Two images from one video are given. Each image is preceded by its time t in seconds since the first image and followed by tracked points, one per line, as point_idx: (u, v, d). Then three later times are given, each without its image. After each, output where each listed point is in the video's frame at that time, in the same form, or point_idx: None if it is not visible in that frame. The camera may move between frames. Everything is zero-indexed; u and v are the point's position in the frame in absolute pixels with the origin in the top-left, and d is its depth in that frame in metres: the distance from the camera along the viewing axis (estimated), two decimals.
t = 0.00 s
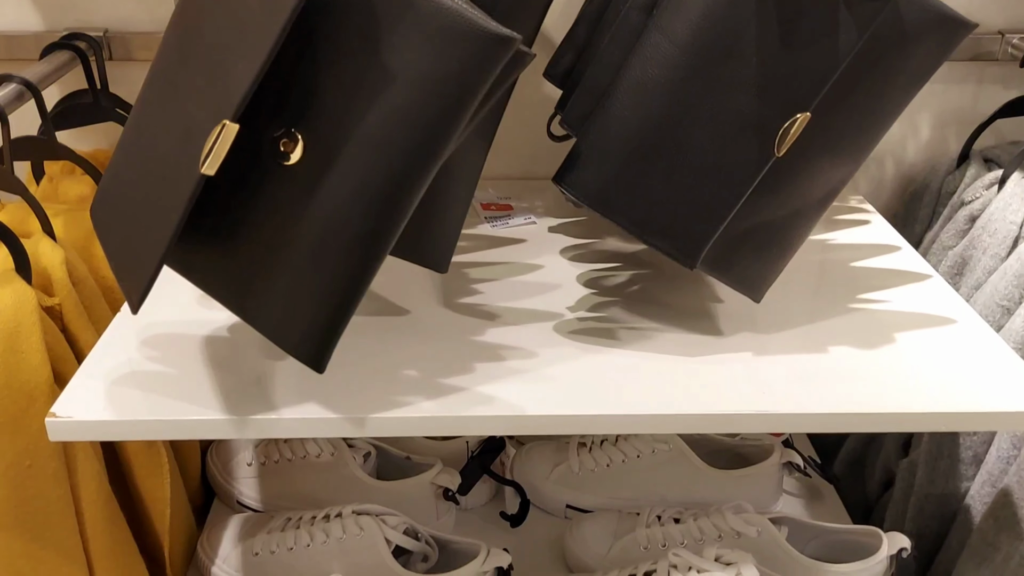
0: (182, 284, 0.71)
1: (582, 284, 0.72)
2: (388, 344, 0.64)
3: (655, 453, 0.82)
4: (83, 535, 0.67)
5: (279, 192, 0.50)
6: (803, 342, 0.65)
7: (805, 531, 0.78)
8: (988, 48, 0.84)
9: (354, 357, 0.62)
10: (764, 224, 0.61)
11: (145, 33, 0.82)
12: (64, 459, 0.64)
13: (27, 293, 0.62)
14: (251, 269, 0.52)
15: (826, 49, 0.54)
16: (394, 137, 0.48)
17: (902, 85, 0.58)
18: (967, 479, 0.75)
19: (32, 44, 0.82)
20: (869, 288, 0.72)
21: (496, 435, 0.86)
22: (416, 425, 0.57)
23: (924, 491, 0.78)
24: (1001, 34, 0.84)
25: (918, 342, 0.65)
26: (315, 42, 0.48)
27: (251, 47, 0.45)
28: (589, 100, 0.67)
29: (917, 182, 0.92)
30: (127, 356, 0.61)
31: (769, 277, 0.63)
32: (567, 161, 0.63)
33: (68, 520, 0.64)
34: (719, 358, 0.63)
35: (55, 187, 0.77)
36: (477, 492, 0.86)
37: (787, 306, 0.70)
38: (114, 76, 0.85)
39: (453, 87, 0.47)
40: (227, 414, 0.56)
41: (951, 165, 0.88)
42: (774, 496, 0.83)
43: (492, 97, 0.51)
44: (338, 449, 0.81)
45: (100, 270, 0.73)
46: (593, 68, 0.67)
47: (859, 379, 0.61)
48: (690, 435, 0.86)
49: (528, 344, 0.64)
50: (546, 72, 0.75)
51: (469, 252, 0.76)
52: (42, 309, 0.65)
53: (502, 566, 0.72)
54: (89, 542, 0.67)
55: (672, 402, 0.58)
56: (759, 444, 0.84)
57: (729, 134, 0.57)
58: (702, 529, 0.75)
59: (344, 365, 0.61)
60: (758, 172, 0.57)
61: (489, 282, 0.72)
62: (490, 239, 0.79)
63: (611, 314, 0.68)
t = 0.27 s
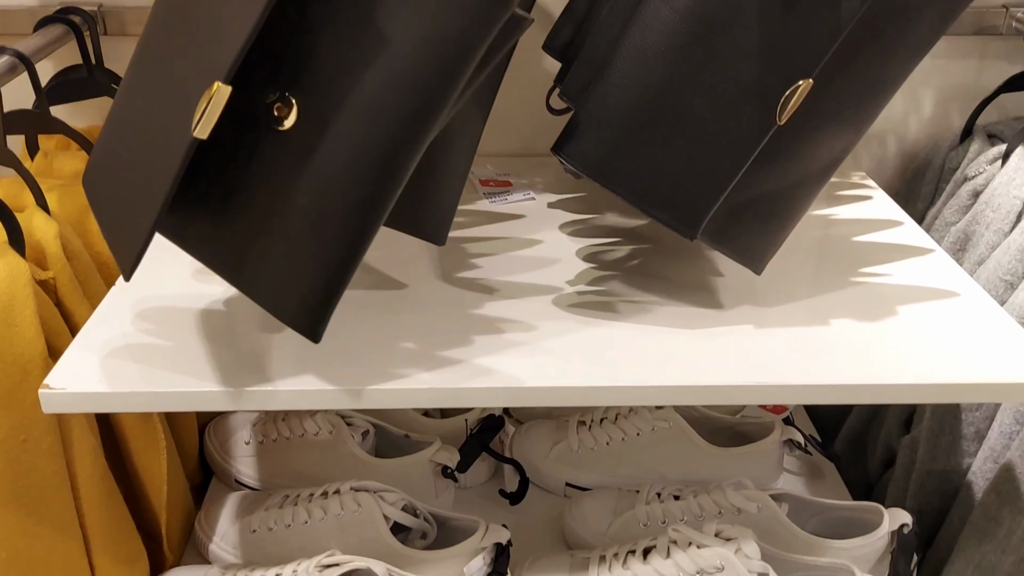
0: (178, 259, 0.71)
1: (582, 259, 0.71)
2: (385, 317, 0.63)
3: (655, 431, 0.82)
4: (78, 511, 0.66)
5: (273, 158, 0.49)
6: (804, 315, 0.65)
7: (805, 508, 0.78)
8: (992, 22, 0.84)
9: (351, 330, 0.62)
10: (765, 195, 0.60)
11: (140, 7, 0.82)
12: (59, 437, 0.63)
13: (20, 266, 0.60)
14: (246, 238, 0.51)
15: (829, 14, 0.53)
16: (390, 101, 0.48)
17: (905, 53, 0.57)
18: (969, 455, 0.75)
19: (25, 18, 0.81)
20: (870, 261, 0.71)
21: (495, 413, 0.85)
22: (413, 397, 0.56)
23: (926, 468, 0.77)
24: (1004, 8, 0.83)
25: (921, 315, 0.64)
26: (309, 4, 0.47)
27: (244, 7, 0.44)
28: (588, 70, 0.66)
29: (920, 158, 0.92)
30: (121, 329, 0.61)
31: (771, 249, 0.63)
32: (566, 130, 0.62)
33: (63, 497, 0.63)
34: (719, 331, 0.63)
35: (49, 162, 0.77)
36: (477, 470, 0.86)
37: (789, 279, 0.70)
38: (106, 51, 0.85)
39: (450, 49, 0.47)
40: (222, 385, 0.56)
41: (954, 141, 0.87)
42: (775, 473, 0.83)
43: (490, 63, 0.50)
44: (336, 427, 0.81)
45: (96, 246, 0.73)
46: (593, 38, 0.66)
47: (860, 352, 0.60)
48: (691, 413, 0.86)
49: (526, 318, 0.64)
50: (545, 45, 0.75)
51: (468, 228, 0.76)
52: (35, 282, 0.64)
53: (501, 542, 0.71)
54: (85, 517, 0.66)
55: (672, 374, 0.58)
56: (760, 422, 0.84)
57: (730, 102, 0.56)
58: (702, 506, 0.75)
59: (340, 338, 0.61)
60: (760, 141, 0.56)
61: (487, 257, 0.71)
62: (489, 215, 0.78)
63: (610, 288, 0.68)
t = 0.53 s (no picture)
0: (170, 231, 0.70)
1: (580, 231, 0.70)
2: (381, 287, 0.63)
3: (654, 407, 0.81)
4: (73, 486, 0.64)
5: (264, 121, 0.48)
6: (805, 285, 0.64)
7: (805, 484, 0.77)
8: None
9: (346, 300, 0.61)
10: (765, 162, 0.59)
11: None
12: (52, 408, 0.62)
13: (10, 236, 0.59)
14: (237, 203, 0.50)
15: None
16: (381, 61, 0.46)
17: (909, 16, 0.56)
18: (970, 430, 0.74)
19: None
20: (872, 233, 0.71)
21: (493, 389, 0.84)
22: (409, 366, 0.56)
23: (927, 442, 0.77)
24: None
25: (923, 285, 0.64)
26: None
27: None
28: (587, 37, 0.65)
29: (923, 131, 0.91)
30: (114, 300, 0.60)
31: (772, 218, 0.63)
32: (563, 97, 0.61)
33: (57, 472, 0.62)
34: (719, 301, 0.62)
35: (40, 134, 0.76)
36: (475, 445, 0.85)
37: (790, 249, 0.69)
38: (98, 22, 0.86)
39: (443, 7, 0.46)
40: (214, 355, 0.55)
41: (958, 113, 0.86)
42: (775, 448, 0.82)
43: (484, 23, 0.49)
44: (333, 403, 0.80)
45: (87, 218, 0.72)
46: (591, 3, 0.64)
47: (861, 321, 0.60)
48: (691, 388, 0.85)
49: (523, 289, 0.63)
50: (543, 14, 0.73)
51: (465, 200, 0.75)
52: (26, 254, 0.63)
53: (499, 516, 0.71)
54: (81, 493, 0.64)
55: (671, 344, 0.57)
56: (760, 397, 0.83)
57: (730, 65, 0.55)
58: (702, 481, 0.74)
59: (334, 309, 0.60)
60: (760, 106, 0.55)
61: (484, 229, 0.70)
62: (487, 187, 0.77)
63: (608, 259, 0.67)
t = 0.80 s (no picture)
0: (164, 200, 0.69)
1: (579, 200, 0.69)
2: (377, 256, 0.62)
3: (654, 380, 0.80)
4: (67, 457, 0.64)
5: (254, 82, 0.47)
6: (807, 254, 0.63)
7: (807, 458, 0.77)
8: None
9: (341, 269, 0.60)
10: (767, 127, 0.58)
11: None
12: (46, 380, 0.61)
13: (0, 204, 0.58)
14: (229, 167, 0.49)
15: None
16: (373, 20, 0.45)
17: None
18: (974, 402, 0.74)
19: None
20: (876, 202, 0.70)
21: (492, 362, 0.84)
22: (405, 335, 0.55)
23: (930, 415, 0.76)
24: None
25: (927, 254, 0.63)
26: None
27: None
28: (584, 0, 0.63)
29: (929, 102, 0.89)
30: (106, 268, 0.59)
31: (775, 185, 0.61)
32: (560, 61, 0.60)
33: (54, 444, 0.62)
34: (720, 270, 0.61)
35: (33, 105, 0.75)
36: (474, 420, 0.84)
37: (793, 218, 0.68)
38: None
39: None
40: (207, 323, 0.54)
41: (965, 82, 0.85)
42: (777, 422, 0.81)
43: None
44: (331, 376, 0.79)
45: (81, 188, 0.71)
46: None
47: (865, 290, 0.59)
48: (691, 362, 0.84)
49: (521, 258, 0.62)
50: None
51: (463, 170, 0.74)
52: (17, 223, 0.63)
53: (497, 488, 0.70)
54: (75, 463, 0.64)
55: (670, 312, 0.56)
56: (762, 370, 0.82)
57: (732, 27, 0.53)
58: (702, 453, 0.73)
59: (329, 278, 0.59)
60: (762, 69, 0.54)
61: (482, 198, 0.69)
62: (485, 157, 0.76)
63: (607, 229, 0.66)
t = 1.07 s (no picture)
0: (155, 168, 0.68)
1: (578, 168, 0.68)
2: (371, 223, 0.61)
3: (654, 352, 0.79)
4: (59, 428, 0.63)
5: (243, 41, 0.46)
6: (810, 221, 0.62)
7: (808, 430, 0.76)
8: None
9: (335, 236, 0.59)
10: (770, 90, 0.57)
11: None
12: (37, 349, 0.60)
13: None
14: (218, 129, 0.48)
15: None
16: None
17: None
18: (977, 373, 0.72)
19: None
20: (880, 169, 0.68)
21: (490, 335, 0.83)
22: (399, 302, 0.54)
23: (932, 387, 0.75)
24: None
25: (932, 221, 0.61)
26: None
27: None
28: None
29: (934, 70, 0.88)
30: (95, 236, 0.58)
31: (776, 147, 0.59)
32: (558, 21, 0.58)
33: (46, 415, 0.60)
34: (721, 238, 0.60)
35: (22, 72, 0.73)
36: (472, 392, 0.84)
37: (796, 185, 0.67)
38: None
39: None
40: (197, 291, 0.53)
41: (971, 49, 0.83)
42: (778, 394, 0.80)
43: None
44: (327, 348, 0.79)
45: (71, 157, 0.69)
46: None
47: (869, 257, 0.57)
48: (691, 333, 0.83)
49: (519, 225, 0.61)
50: None
51: (459, 137, 0.72)
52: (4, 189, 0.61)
53: (495, 460, 0.69)
54: (68, 435, 0.63)
55: (669, 279, 0.55)
56: (762, 343, 0.82)
57: None
58: (702, 425, 0.73)
59: (322, 246, 0.58)
60: (765, 29, 0.52)
61: (479, 166, 0.68)
62: (483, 125, 0.75)
63: (606, 196, 0.64)
